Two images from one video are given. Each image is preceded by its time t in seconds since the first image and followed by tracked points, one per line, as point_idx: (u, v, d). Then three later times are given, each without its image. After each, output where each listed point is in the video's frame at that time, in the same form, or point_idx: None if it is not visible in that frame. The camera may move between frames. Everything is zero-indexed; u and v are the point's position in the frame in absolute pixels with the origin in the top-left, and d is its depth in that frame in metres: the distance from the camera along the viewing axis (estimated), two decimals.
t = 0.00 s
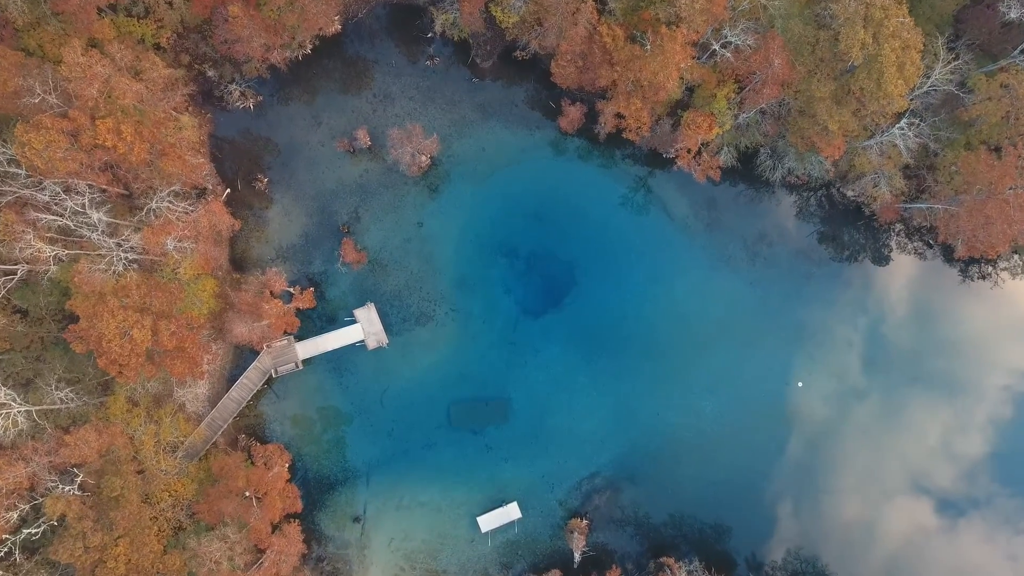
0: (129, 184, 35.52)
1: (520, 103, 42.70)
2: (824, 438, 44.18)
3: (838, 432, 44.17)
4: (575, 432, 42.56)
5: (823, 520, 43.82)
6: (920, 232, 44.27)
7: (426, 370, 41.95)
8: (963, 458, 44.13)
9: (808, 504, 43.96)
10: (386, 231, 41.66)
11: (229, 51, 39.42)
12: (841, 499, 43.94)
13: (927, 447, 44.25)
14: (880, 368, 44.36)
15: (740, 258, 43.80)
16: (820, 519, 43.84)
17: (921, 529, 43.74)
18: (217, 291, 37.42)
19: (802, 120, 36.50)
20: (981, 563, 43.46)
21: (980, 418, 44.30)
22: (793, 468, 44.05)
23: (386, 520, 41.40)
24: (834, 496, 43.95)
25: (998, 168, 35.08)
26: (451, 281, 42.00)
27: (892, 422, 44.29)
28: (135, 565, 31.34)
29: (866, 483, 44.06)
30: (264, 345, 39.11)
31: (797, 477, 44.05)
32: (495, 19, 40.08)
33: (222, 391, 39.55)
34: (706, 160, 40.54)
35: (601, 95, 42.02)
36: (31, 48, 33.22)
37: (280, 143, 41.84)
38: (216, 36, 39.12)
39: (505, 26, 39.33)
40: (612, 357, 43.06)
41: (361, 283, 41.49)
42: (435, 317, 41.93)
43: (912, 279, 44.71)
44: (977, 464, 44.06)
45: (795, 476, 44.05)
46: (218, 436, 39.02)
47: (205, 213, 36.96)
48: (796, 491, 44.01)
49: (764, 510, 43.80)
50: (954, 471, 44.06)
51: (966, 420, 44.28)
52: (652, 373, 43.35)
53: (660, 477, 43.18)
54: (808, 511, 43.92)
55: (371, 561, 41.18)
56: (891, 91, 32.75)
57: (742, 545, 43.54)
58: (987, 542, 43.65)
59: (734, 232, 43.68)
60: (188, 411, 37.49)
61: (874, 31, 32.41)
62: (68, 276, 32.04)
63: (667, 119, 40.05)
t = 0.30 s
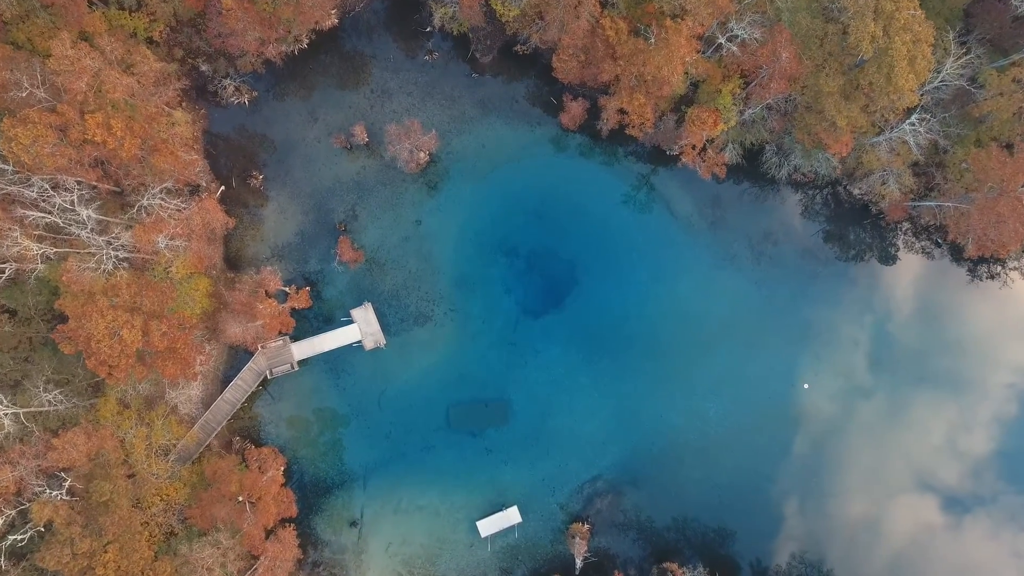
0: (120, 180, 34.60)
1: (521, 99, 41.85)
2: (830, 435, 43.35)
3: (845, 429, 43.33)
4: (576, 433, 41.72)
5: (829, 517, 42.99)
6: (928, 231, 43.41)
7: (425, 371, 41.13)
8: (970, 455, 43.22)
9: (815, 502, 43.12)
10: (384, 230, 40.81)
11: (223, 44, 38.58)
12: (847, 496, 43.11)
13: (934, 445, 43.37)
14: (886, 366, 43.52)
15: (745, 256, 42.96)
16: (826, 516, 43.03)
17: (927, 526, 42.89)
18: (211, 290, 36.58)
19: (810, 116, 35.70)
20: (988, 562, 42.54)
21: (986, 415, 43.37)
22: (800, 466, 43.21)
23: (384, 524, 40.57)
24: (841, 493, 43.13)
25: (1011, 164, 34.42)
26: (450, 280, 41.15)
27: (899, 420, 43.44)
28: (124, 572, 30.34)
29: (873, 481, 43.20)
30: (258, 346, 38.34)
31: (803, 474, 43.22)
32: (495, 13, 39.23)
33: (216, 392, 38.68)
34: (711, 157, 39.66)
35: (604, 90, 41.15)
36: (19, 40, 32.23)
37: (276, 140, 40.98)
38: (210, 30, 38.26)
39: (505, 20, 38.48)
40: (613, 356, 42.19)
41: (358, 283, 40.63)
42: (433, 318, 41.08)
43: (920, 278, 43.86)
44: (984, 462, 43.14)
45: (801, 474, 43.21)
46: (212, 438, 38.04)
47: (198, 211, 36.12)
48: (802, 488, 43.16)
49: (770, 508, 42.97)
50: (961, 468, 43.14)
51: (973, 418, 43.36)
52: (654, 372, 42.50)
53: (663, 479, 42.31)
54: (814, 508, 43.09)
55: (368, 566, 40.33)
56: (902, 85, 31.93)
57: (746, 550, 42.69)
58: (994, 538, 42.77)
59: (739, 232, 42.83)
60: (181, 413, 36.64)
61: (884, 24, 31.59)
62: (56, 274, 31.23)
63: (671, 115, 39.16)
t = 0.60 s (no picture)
0: (111, 177, 33.73)
1: (522, 94, 40.96)
2: (837, 432, 42.41)
3: (852, 428, 42.40)
4: (579, 435, 40.83)
5: (836, 514, 42.15)
6: (937, 230, 42.49)
7: (424, 373, 40.23)
8: (978, 452, 42.30)
9: (822, 499, 42.26)
10: (382, 228, 39.92)
11: (218, 38, 37.71)
12: (855, 492, 42.24)
13: (940, 443, 42.44)
14: (894, 364, 42.62)
15: (751, 255, 42.07)
16: (833, 513, 42.16)
17: (933, 524, 41.99)
18: (204, 290, 35.68)
19: (819, 111, 34.82)
20: (996, 561, 41.58)
21: (994, 412, 42.40)
22: (807, 462, 42.30)
23: (382, 529, 39.69)
24: (848, 490, 42.26)
25: None
26: (450, 280, 40.26)
27: (906, 418, 42.51)
28: None
29: (880, 478, 42.30)
30: (254, 347, 37.49)
31: (811, 471, 42.31)
32: (496, 6, 38.32)
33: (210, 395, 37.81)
34: (718, 153, 38.78)
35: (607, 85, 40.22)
36: (8, 33, 31.32)
37: (272, 136, 40.09)
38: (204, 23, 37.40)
39: (506, 13, 37.59)
40: (617, 357, 41.33)
41: (356, 282, 39.73)
42: (432, 318, 40.18)
43: (929, 279, 42.91)
44: (991, 459, 42.23)
45: (809, 470, 42.32)
46: (206, 441, 37.18)
47: (191, 207, 35.15)
48: (809, 485, 42.27)
49: (777, 505, 42.08)
50: (969, 465, 42.23)
51: (981, 415, 42.43)
52: (658, 372, 41.60)
53: (667, 481, 41.42)
54: (821, 505, 42.23)
55: (365, 572, 39.43)
56: (914, 79, 31.05)
57: (752, 555, 41.78)
58: (1001, 536, 41.76)
59: (746, 230, 41.97)
60: (174, 416, 35.76)
61: (897, 16, 30.73)
62: (44, 273, 30.40)
63: (676, 110, 38.25)
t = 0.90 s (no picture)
0: (97, 173, 32.53)
1: (524, 88, 39.77)
2: (844, 430, 41.19)
3: (858, 426, 41.19)
4: (583, 440, 39.63)
5: (844, 512, 40.95)
6: (950, 228, 41.26)
7: (423, 376, 39.02)
8: (985, 450, 41.07)
9: (830, 496, 41.05)
10: (380, 226, 38.72)
11: (209, 29, 36.51)
12: (862, 489, 41.03)
13: (947, 440, 41.22)
14: (901, 362, 41.41)
15: (760, 254, 40.86)
16: (841, 510, 40.98)
17: (940, 522, 40.85)
18: (195, 290, 34.50)
19: (831, 105, 33.60)
20: (1001, 558, 40.52)
21: (1001, 408, 41.15)
22: (814, 460, 41.10)
23: (379, 536, 38.48)
24: (855, 488, 41.05)
25: None
26: (450, 280, 39.05)
27: (914, 415, 41.28)
28: None
29: (887, 476, 41.08)
30: (246, 348, 36.26)
31: (818, 468, 41.11)
32: None
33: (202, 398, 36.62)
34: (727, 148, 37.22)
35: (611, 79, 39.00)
36: None
37: (266, 131, 38.88)
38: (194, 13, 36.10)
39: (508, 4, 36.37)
40: (622, 358, 40.13)
41: (352, 282, 38.52)
42: (431, 319, 38.97)
43: (942, 279, 41.71)
44: (998, 457, 41.00)
45: (817, 466, 41.10)
46: (197, 446, 36.08)
47: (180, 204, 33.93)
48: (817, 483, 41.05)
49: (784, 502, 40.87)
50: (977, 462, 41.02)
51: (989, 413, 41.17)
52: (664, 374, 40.41)
53: (674, 485, 40.20)
54: (829, 502, 41.02)
55: None
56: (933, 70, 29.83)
57: (759, 561, 40.56)
58: (1007, 534, 40.68)
59: (755, 229, 40.78)
60: (163, 420, 34.52)
61: (915, 4, 29.53)
62: (27, 272, 29.20)
63: (682, 104, 37.09)
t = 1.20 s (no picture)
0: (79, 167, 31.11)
1: (526, 81, 38.38)
2: (851, 427, 39.75)
3: (866, 423, 39.73)
4: (587, 445, 38.23)
5: (853, 509, 39.48)
6: (965, 225, 39.87)
7: (421, 379, 37.63)
8: (994, 447, 39.55)
9: (839, 493, 39.59)
10: (377, 223, 37.33)
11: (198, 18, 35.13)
12: (871, 485, 39.57)
13: (955, 436, 39.72)
14: (909, 357, 39.96)
15: (772, 253, 39.46)
16: (849, 507, 39.51)
17: (947, 519, 39.42)
18: (183, 290, 33.13)
19: (847, 96, 32.29)
20: (1009, 556, 39.10)
21: (1009, 404, 39.68)
22: (822, 455, 39.65)
23: (376, 545, 37.11)
24: (861, 486, 39.58)
25: None
26: (449, 279, 37.68)
27: (921, 411, 39.81)
28: None
29: (893, 473, 39.61)
30: (237, 351, 34.82)
31: (826, 464, 39.65)
32: None
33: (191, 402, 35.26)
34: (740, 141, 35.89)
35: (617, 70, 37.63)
36: None
37: (258, 125, 37.51)
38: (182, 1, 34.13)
39: None
40: (628, 360, 38.74)
41: (348, 281, 37.13)
42: (430, 319, 37.59)
43: (957, 278, 40.29)
44: (1007, 453, 39.49)
45: (825, 462, 39.64)
46: (186, 452, 34.66)
47: (167, 201, 32.69)
48: (823, 481, 39.59)
49: (791, 499, 39.43)
50: (986, 458, 39.50)
51: (998, 409, 39.70)
52: (670, 375, 39.01)
53: (680, 490, 38.80)
54: (837, 499, 39.57)
55: None
56: (955, 58, 28.41)
57: (768, 568, 39.10)
58: (1016, 531, 39.21)
59: (765, 226, 39.40)
60: (150, 426, 33.09)
61: None
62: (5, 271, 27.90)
63: (691, 96, 35.67)
